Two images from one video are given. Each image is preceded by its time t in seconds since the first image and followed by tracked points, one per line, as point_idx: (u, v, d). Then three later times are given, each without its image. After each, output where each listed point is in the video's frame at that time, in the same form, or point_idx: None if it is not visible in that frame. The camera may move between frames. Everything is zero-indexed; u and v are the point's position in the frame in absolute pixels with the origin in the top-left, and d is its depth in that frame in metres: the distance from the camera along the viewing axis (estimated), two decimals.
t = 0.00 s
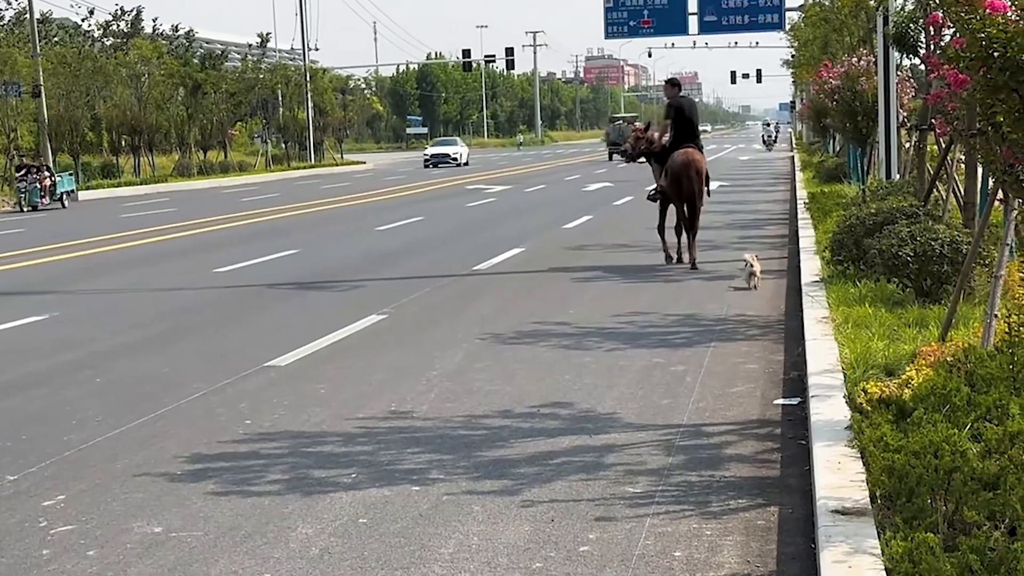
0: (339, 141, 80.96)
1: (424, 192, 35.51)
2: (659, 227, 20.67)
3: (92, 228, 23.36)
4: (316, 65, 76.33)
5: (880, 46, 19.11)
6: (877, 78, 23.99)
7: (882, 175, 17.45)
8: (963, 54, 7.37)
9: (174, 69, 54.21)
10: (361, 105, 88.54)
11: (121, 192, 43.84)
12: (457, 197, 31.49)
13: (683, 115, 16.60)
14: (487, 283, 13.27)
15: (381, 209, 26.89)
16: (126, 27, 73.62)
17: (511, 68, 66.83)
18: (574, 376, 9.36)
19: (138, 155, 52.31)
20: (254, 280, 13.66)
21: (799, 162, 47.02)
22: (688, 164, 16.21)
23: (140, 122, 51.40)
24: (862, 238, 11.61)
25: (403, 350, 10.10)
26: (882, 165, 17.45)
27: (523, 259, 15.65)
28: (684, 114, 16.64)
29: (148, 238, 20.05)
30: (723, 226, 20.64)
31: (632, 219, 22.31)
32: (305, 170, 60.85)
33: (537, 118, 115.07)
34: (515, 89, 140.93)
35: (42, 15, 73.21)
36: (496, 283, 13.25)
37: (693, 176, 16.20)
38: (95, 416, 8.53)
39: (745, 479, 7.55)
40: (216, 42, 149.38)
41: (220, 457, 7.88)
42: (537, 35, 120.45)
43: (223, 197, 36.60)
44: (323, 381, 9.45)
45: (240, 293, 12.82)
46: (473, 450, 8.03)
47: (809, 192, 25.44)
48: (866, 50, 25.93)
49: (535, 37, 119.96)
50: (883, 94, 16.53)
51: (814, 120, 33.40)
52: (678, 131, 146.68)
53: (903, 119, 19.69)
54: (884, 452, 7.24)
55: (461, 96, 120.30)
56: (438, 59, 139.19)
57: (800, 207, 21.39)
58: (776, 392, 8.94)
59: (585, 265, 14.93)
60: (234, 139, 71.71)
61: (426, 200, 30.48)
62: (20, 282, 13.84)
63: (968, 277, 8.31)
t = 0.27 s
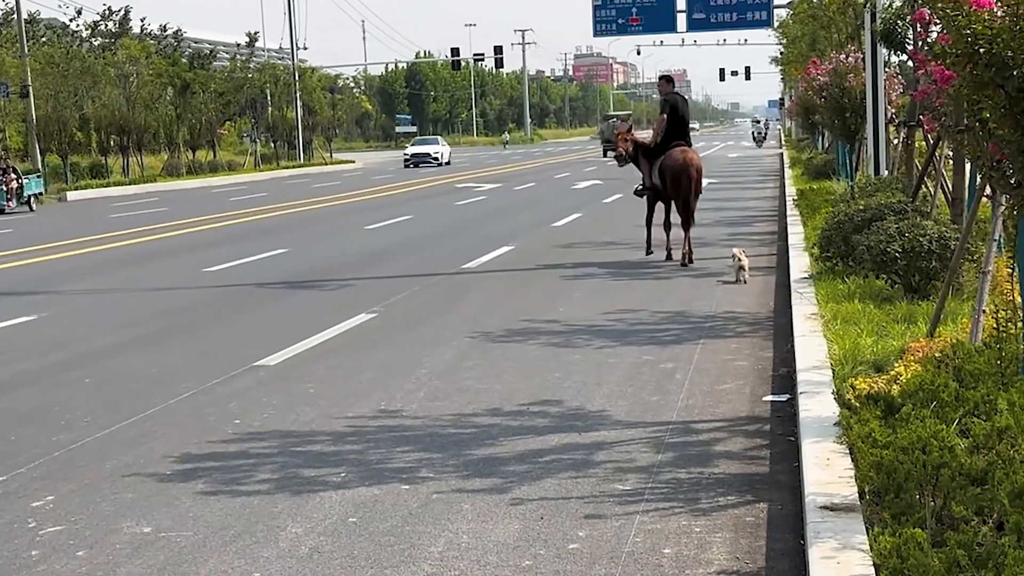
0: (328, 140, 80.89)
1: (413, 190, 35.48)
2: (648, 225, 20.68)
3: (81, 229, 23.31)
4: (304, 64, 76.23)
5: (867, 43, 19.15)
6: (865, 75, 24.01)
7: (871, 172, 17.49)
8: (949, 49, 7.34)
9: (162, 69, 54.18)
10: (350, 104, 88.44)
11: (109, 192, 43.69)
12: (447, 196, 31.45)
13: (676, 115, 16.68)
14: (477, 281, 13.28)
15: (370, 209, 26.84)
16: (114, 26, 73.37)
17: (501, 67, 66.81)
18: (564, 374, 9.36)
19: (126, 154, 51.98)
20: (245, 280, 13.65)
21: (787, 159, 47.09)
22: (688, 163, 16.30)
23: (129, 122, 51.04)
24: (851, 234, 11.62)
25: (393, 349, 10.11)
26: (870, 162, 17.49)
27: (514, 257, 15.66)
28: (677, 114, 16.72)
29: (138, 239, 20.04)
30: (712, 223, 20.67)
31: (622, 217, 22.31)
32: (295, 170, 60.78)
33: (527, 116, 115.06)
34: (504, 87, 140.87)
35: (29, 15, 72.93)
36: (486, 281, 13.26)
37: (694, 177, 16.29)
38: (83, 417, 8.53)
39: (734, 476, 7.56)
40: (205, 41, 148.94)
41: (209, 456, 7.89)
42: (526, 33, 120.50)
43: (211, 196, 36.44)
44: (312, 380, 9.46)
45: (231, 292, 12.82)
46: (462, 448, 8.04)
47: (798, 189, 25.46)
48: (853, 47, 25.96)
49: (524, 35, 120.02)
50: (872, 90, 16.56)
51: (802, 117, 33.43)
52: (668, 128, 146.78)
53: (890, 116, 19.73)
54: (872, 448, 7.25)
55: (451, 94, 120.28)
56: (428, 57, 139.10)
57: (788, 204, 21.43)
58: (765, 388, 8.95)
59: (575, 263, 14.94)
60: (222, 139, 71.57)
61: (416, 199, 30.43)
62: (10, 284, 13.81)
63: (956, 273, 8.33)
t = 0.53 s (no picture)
0: (320, 143, 80.90)
1: (404, 193, 35.47)
2: (639, 227, 20.71)
3: (71, 233, 23.24)
4: (295, 67, 76.18)
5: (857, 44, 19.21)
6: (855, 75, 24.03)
7: (861, 172, 17.53)
8: (939, 51, 7.15)
9: (153, 72, 54.02)
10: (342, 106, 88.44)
11: (100, 196, 43.57)
12: (439, 198, 31.44)
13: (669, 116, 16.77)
14: (469, 283, 13.30)
15: (361, 211, 26.81)
16: (104, 30, 73.25)
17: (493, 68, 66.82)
18: (556, 376, 9.38)
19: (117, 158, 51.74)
20: (237, 283, 13.66)
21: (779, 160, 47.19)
22: (689, 166, 16.48)
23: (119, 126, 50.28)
24: (841, 235, 11.65)
25: (385, 351, 10.13)
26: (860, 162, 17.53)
27: (507, 259, 15.68)
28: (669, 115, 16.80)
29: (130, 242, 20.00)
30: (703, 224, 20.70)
31: (614, 218, 22.34)
32: (287, 172, 60.71)
33: (518, 118, 115.09)
34: (496, 88, 140.94)
35: (19, 19, 72.75)
36: (478, 283, 13.28)
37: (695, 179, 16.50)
38: (74, 421, 8.55)
39: (726, 477, 7.57)
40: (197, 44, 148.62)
41: (200, 460, 7.90)
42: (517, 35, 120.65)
43: (203, 200, 36.32)
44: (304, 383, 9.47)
45: (223, 295, 12.83)
46: (454, 450, 8.05)
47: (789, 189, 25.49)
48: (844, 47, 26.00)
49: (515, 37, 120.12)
50: (862, 91, 16.60)
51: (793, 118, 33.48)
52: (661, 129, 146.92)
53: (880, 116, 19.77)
54: (863, 448, 7.26)
55: (442, 96, 120.35)
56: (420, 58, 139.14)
57: (779, 205, 21.47)
58: (756, 390, 8.96)
59: (568, 264, 14.96)
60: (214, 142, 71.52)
61: (408, 201, 30.41)
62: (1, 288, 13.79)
63: (947, 273, 8.36)
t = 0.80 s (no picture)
0: (311, 151, 80.97)
1: (395, 199, 35.45)
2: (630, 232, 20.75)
3: (63, 241, 23.21)
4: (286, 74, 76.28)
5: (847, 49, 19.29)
6: (845, 80, 24.15)
7: (852, 177, 17.60)
8: (928, 57, 6.90)
9: (144, 80, 53.96)
10: (332, 114, 88.56)
11: (91, 205, 43.46)
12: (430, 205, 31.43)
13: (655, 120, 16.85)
14: (462, 290, 13.31)
15: (353, 218, 26.78)
16: (95, 38, 73.20)
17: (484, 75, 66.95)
18: (547, 382, 9.38)
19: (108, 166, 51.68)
20: (230, 290, 13.67)
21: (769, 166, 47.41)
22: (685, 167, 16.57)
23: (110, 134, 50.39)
24: (832, 240, 11.67)
25: (376, 358, 10.13)
26: (851, 167, 17.60)
27: (499, 266, 15.69)
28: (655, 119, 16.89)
29: (122, 250, 19.97)
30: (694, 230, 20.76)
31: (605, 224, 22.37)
32: (279, 179, 60.75)
33: (509, 125, 115.40)
34: (487, 95, 141.26)
35: (10, 28, 72.61)
36: (470, 290, 13.29)
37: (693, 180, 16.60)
38: (65, 429, 8.54)
39: (717, 482, 7.57)
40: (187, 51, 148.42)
41: (192, 468, 7.90)
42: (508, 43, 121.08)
43: (194, 208, 36.20)
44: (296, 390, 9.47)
45: (215, 303, 12.84)
46: (446, 457, 8.06)
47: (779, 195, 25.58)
48: (833, 53, 26.11)
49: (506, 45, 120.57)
50: (852, 98, 16.61)
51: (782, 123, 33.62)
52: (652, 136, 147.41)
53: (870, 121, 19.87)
54: (855, 453, 7.26)
55: (433, 103, 120.67)
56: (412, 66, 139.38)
57: (770, 211, 21.54)
58: (748, 395, 8.97)
59: (560, 270, 14.98)
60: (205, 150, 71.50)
61: (399, 208, 30.40)
62: None
63: (937, 277, 8.37)
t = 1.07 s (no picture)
0: (301, 161, 81.06)
1: (386, 209, 35.44)
2: (620, 241, 20.79)
3: (54, 253, 23.16)
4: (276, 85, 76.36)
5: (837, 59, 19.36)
6: (834, 89, 24.24)
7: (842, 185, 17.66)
8: (917, 66, 6.82)
9: (134, 92, 53.96)
10: (323, 124, 88.69)
11: (82, 216, 43.38)
12: (420, 215, 31.44)
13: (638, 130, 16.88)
14: (453, 300, 13.32)
15: (342, 229, 26.75)
16: (85, 49, 73.17)
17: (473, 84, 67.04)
18: (538, 391, 9.39)
19: (98, 177, 51.63)
20: (221, 301, 13.67)
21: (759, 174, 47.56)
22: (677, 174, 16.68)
23: (101, 146, 50.37)
24: (823, 249, 11.70)
25: (367, 369, 10.13)
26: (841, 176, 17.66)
27: (491, 276, 15.70)
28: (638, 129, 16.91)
29: (112, 261, 19.94)
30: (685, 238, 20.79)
31: (596, 233, 22.41)
32: (269, 190, 60.74)
33: (499, 134, 115.64)
34: (476, 104, 141.57)
35: None
36: (461, 299, 13.30)
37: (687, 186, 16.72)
38: (55, 442, 8.54)
39: (708, 491, 7.57)
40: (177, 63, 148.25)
41: (182, 480, 7.90)
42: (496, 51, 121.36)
43: (184, 219, 36.12)
44: (287, 401, 9.47)
45: (206, 314, 12.84)
46: (437, 467, 8.05)
47: (769, 204, 25.64)
48: (822, 61, 26.20)
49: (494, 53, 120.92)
50: (842, 106, 16.63)
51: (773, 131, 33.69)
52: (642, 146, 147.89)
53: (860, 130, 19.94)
54: (845, 461, 7.26)
55: (423, 113, 120.94)
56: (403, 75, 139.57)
57: (760, 219, 21.60)
58: (739, 403, 8.98)
59: (551, 280, 14.99)
60: (195, 162, 71.51)
61: (389, 218, 30.40)
62: None
63: (927, 285, 8.37)
